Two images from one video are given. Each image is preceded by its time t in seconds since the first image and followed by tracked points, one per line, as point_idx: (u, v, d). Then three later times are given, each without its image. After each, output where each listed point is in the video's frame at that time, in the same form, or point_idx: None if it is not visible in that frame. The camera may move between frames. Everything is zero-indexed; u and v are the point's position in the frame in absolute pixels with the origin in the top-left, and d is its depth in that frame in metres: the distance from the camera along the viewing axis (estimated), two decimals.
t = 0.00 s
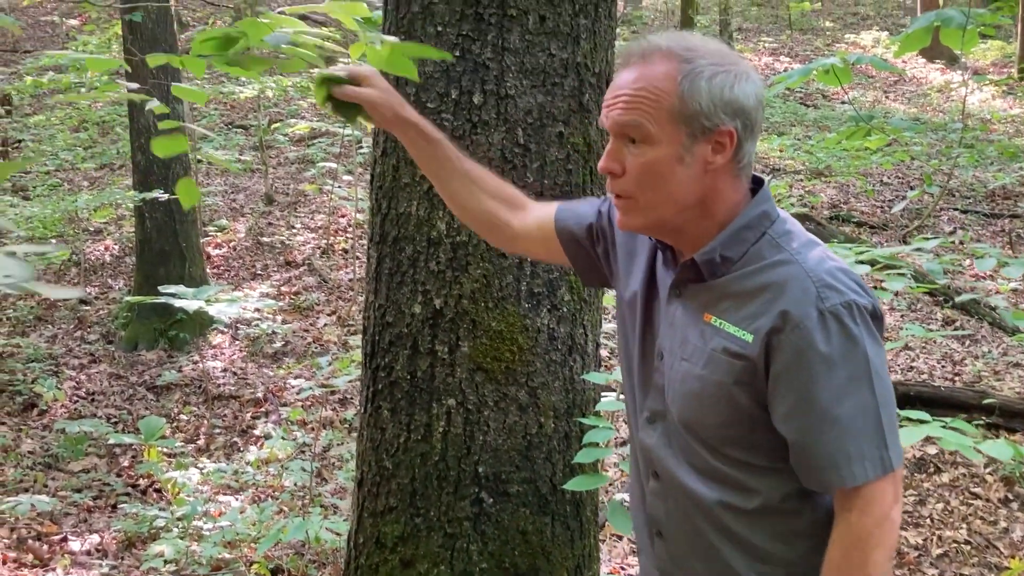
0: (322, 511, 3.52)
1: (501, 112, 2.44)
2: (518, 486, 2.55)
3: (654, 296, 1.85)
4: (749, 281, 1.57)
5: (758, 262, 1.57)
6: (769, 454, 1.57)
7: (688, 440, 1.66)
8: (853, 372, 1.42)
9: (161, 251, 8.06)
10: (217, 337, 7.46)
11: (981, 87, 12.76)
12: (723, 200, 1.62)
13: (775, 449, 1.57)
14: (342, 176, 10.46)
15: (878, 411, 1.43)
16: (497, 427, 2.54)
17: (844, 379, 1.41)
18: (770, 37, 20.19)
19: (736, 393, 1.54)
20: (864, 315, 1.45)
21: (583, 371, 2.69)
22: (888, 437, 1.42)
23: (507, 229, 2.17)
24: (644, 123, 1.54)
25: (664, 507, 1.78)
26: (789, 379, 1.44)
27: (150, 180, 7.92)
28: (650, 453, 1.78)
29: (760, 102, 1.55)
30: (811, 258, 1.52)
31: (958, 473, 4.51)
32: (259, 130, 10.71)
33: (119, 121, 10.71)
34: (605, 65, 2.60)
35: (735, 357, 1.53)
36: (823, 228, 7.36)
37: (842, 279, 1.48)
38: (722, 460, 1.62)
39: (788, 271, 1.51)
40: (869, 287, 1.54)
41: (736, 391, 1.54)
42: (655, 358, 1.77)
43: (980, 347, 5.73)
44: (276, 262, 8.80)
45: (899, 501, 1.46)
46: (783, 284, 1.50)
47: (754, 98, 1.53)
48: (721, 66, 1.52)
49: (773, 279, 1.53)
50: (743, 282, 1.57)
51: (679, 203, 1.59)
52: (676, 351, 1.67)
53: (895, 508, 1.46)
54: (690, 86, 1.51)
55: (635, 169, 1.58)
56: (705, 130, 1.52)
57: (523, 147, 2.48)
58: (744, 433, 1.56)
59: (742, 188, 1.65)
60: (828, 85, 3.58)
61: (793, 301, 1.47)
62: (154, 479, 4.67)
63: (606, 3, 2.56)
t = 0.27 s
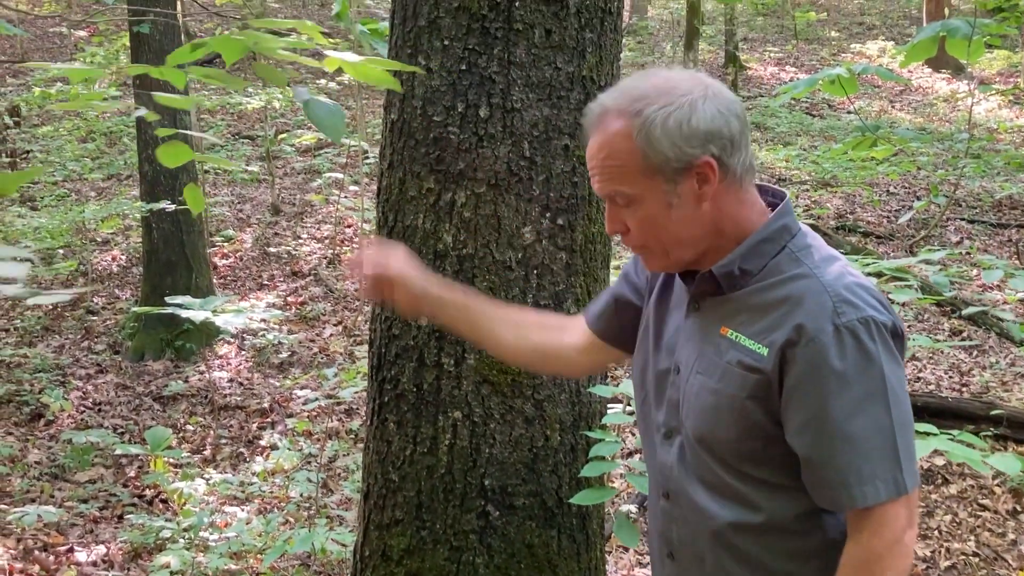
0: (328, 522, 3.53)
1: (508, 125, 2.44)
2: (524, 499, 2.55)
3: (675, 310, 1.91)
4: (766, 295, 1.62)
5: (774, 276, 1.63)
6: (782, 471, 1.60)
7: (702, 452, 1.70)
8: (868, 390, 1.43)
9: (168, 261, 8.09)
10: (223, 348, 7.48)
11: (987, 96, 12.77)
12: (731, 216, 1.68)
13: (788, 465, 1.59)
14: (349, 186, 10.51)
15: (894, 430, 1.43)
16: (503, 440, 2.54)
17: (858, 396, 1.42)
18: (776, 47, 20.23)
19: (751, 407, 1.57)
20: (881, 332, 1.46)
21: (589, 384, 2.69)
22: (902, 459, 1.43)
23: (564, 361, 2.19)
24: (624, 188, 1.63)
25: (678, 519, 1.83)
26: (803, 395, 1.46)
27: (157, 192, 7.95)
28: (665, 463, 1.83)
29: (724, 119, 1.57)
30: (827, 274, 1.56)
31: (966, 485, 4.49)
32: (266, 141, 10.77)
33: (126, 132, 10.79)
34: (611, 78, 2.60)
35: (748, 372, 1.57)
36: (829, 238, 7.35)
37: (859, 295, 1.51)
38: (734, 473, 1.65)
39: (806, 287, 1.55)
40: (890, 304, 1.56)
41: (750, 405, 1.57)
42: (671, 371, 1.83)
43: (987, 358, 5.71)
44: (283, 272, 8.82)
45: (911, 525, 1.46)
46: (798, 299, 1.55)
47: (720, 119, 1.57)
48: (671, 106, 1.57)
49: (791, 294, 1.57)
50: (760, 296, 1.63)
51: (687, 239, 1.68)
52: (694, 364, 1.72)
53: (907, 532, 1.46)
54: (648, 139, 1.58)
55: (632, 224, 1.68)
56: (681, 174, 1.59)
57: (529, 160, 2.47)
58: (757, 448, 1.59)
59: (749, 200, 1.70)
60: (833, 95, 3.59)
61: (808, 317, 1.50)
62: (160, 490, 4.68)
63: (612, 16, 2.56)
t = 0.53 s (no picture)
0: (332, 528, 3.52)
1: (511, 133, 2.45)
2: (528, 507, 2.54)
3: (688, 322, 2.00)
4: (771, 306, 1.70)
5: (778, 286, 1.71)
6: (794, 482, 1.68)
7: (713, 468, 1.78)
8: (880, 394, 1.47)
9: (173, 269, 8.12)
10: (227, 355, 7.50)
11: (992, 103, 12.75)
12: (726, 228, 1.79)
13: (799, 475, 1.66)
14: (353, 194, 10.53)
15: (909, 433, 1.47)
16: (507, 447, 2.53)
17: (871, 402, 1.47)
18: (780, 54, 20.23)
19: (761, 417, 1.64)
20: (891, 336, 1.51)
21: (593, 391, 2.68)
22: (921, 462, 1.46)
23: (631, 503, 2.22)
24: (617, 210, 1.75)
25: (695, 534, 1.91)
26: (815, 403, 1.51)
27: (162, 200, 7.98)
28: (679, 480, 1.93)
29: (707, 135, 1.68)
30: (831, 281, 1.63)
31: (973, 492, 4.47)
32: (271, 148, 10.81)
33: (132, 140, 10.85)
34: (615, 87, 2.61)
35: (758, 382, 1.65)
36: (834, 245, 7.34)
37: (867, 300, 1.57)
38: (745, 485, 1.74)
39: (814, 295, 1.61)
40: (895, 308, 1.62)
41: (760, 416, 1.65)
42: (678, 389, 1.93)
43: (993, 365, 5.69)
44: (287, 279, 8.84)
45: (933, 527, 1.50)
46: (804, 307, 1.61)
47: (701, 137, 1.68)
48: (653, 128, 1.68)
49: (796, 303, 1.64)
50: (763, 307, 1.72)
51: (682, 255, 1.80)
52: (708, 376, 1.80)
53: (929, 535, 1.50)
54: (634, 160, 1.70)
55: (629, 244, 1.79)
56: (671, 193, 1.70)
57: (533, 168, 2.48)
58: (767, 460, 1.67)
59: (742, 209, 1.81)
60: (838, 102, 3.59)
61: (816, 326, 1.56)
62: (165, 497, 4.69)
63: (616, 24, 2.57)
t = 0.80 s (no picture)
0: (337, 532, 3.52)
1: (516, 136, 2.45)
2: (533, 510, 2.54)
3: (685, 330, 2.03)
4: (756, 314, 1.73)
5: (763, 294, 1.74)
6: (786, 491, 1.71)
7: (710, 474, 1.84)
8: (861, 403, 1.49)
9: (178, 272, 8.11)
10: (232, 359, 7.53)
11: (996, 106, 12.74)
12: (715, 235, 1.82)
13: (790, 483, 1.70)
14: (357, 197, 10.54)
15: (893, 441, 1.48)
16: (511, 451, 2.53)
17: (851, 411, 1.48)
18: (785, 58, 20.25)
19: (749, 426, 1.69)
20: (871, 342, 1.52)
21: (598, 395, 2.67)
22: (906, 473, 1.47)
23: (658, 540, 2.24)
24: (608, 221, 1.77)
25: (698, 539, 1.97)
26: (795, 413, 1.53)
27: (167, 203, 8.02)
28: (680, 486, 2.00)
29: (692, 142, 1.71)
30: (813, 288, 1.65)
31: (978, 496, 4.45)
32: (275, 151, 10.84)
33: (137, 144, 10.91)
34: (619, 90, 2.61)
35: (742, 391, 1.69)
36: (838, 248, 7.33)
37: (846, 306, 1.58)
38: (739, 492, 1.79)
39: (796, 303, 1.64)
40: (881, 313, 1.62)
41: (747, 425, 1.69)
42: (677, 396, 1.99)
43: (998, 368, 5.68)
44: (291, 282, 8.85)
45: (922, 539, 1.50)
46: (786, 316, 1.64)
47: (687, 144, 1.70)
48: (639, 137, 1.71)
49: (779, 311, 1.67)
50: (749, 315, 1.75)
51: (675, 263, 1.82)
52: (699, 385, 1.83)
53: (919, 546, 1.50)
54: (621, 170, 1.72)
55: (622, 255, 1.81)
56: (661, 201, 1.72)
57: (537, 171, 2.48)
58: (758, 468, 1.71)
59: (732, 215, 1.83)
60: (842, 104, 3.59)
61: (796, 334, 1.58)
62: (169, 500, 4.70)
63: (620, 28, 2.57)
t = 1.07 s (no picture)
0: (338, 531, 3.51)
1: (517, 134, 2.45)
2: (533, 508, 2.54)
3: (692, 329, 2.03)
4: (754, 313, 1.73)
5: (761, 292, 1.74)
6: (784, 491, 1.71)
7: (710, 473, 1.86)
8: (852, 403, 1.47)
9: (179, 270, 8.12)
10: (233, 357, 7.51)
11: (997, 103, 12.75)
12: (718, 233, 1.81)
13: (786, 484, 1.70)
14: (357, 195, 10.55)
15: (884, 442, 1.46)
16: (512, 448, 2.53)
17: (840, 411, 1.47)
18: (785, 56, 20.26)
19: (747, 425, 1.69)
20: (864, 342, 1.51)
21: (599, 393, 2.67)
22: (895, 475, 1.45)
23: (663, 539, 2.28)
24: (609, 220, 1.77)
25: (698, 538, 1.98)
26: (787, 412, 1.54)
27: (167, 202, 8.03)
28: (684, 486, 2.01)
29: (692, 141, 1.71)
30: (810, 287, 1.64)
31: (979, 494, 4.45)
32: (276, 150, 10.86)
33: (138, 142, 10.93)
34: (619, 87, 2.61)
35: (738, 390, 1.69)
36: (839, 246, 7.34)
37: (842, 305, 1.58)
38: (737, 492, 1.80)
39: (792, 301, 1.64)
40: (879, 313, 1.60)
41: (743, 424, 1.70)
42: (682, 395, 2.00)
43: (999, 367, 5.68)
44: (292, 280, 8.86)
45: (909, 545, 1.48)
46: (781, 314, 1.64)
47: (686, 143, 1.70)
48: (637, 137, 1.71)
49: (776, 309, 1.67)
50: (746, 314, 1.75)
51: (678, 262, 1.82)
52: (701, 384, 1.84)
53: (904, 552, 1.49)
54: (621, 170, 1.72)
55: (624, 254, 1.81)
56: (661, 200, 1.72)
57: (538, 169, 2.48)
58: (754, 467, 1.72)
59: (735, 213, 1.83)
60: (843, 104, 3.59)
61: (789, 333, 1.58)
62: (170, 499, 4.70)
63: (621, 25, 2.57)
